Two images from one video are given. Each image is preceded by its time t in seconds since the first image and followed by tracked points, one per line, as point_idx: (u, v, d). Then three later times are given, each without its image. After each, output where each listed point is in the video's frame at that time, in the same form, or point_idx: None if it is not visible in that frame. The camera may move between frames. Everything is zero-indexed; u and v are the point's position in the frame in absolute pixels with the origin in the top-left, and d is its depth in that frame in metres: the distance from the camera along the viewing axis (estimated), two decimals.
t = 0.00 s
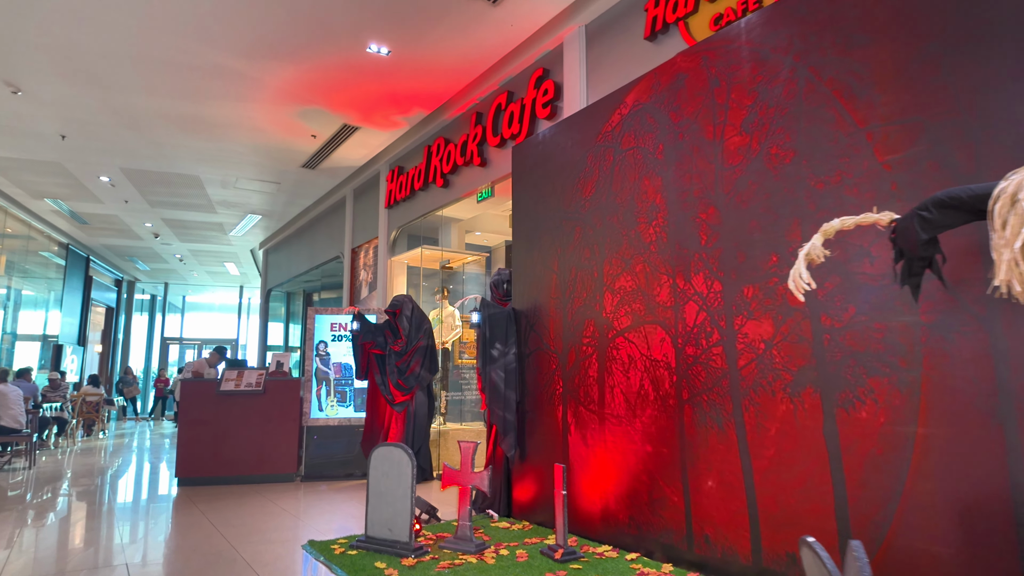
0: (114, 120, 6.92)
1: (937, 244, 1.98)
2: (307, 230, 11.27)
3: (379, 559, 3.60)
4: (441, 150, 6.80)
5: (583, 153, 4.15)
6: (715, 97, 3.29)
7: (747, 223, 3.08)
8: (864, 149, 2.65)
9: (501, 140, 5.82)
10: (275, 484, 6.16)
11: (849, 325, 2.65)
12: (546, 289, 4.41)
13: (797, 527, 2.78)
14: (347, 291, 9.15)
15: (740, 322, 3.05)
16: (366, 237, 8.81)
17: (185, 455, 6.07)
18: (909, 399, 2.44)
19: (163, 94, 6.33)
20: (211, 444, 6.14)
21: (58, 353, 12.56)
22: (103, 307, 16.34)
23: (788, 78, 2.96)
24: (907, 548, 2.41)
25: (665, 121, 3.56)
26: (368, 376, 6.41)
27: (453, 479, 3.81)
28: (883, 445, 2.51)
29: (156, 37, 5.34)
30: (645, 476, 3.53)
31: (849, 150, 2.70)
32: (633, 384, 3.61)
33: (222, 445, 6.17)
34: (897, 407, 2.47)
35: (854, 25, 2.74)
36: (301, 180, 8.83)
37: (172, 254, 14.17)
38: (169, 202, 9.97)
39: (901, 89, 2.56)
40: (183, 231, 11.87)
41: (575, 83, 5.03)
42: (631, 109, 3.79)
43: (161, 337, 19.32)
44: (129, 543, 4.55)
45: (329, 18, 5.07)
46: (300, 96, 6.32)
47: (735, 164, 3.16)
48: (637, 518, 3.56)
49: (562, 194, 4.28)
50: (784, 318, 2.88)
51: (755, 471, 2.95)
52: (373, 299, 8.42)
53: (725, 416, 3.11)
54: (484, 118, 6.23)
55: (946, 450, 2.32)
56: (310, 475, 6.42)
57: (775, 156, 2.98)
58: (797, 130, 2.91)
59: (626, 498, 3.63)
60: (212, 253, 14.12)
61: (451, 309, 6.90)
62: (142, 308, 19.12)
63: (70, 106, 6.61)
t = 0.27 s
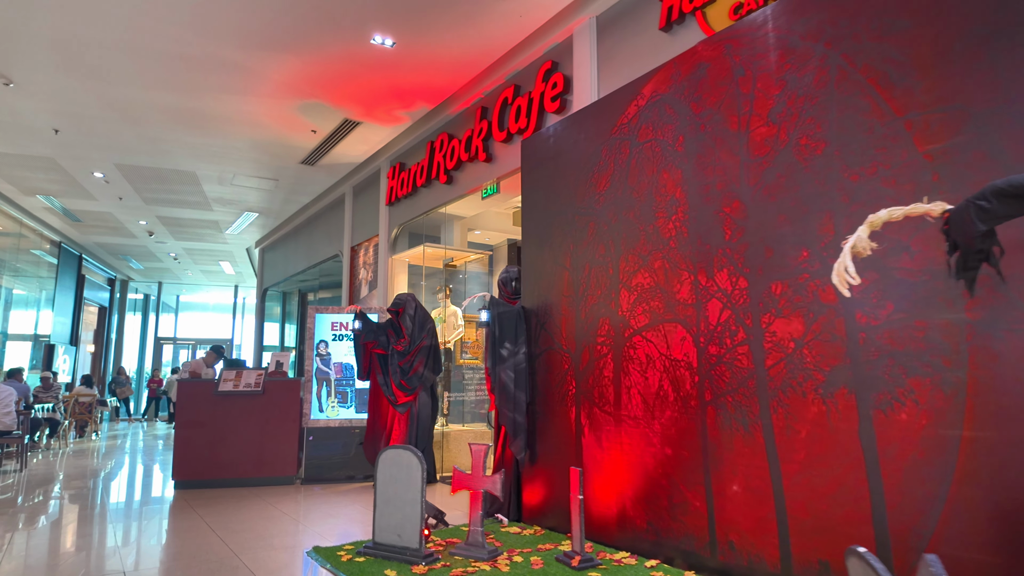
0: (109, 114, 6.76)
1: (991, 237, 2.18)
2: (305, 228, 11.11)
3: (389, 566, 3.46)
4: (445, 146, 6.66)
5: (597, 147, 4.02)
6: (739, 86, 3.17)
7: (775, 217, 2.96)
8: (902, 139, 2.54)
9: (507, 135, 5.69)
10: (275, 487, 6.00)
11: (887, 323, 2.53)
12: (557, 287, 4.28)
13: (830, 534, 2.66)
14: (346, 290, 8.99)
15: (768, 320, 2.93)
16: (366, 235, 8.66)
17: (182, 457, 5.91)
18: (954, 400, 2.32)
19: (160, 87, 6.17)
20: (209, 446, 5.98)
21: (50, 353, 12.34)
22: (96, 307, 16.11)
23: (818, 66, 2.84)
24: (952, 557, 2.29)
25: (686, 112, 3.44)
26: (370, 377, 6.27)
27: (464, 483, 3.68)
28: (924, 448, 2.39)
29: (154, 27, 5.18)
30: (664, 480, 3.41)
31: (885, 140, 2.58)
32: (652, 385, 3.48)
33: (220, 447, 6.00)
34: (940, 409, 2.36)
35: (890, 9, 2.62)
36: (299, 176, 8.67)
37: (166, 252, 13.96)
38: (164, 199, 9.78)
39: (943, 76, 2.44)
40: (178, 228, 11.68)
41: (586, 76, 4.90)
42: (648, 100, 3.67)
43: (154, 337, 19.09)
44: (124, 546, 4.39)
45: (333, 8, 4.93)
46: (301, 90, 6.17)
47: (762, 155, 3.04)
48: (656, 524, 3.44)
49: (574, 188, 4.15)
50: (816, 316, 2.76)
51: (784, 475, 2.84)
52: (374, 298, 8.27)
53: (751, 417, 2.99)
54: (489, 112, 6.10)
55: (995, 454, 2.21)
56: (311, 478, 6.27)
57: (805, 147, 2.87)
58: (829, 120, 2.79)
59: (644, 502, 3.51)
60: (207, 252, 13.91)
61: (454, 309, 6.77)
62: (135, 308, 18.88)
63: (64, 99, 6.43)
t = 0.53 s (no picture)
0: (104, 109, 6.59)
1: None
2: (301, 228, 10.95)
3: None
4: (449, 144, 6.53)
5: (612, 143, 3.91)
6: (766, 80, 3.06)
7: (805, 215, 2.85)
8: (944, 134, 2.43)
9: (514, 132, 5.57)
10: (274, 492, 5.85)
11: (929, 326, 2.43)
12: (570, 287, 4.16)
13: (866, 546, 2.55)
14: (344, 291, 8.83)
15: (799, 323, 2.83)
16: (365, 235, 8.51)
17: (179, 462, 5.75)
18: (1003, 407, 2.22)
19: (158, 82, 6.01)
20: (207, 450, 5.82)
21: (40, 353, 12.12)
22: (87, 307, 15.86)
23: (853, 57, 2.73)
24: (1001, 571, 2.19)
25: (708, 106, 3.33)
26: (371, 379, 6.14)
27: (476, 490, 3.54)
28: (970, 457, 2.29)
29: (152, 19, 5.03)
30: (685, 488, 3.29)
31: (926, 135, 2.48)
32: (672, 389, 3.37)
33: (218, 451, 5.84)
34: (988, 416, 2.25)
35: None
36: (297, 174, 8.52)
37: (159, 252, 13.74)
38: (158, 197, 9.60)
39: (989, 68, 2.33)
40: (172, 227, 11.48)
41: (597, 71, 4.79)
42: (668, 94, 3.56)
43: (146, 338, 18.85)
44: (119, 554, 4.22)
45: None
46: (302, 85, 6.02)
47: (792, 151, 2.93)
48: (676, 533, 3.32)
49: (589, 186, 4.02)
50: (851, 318, 2.66)
51: (817, 483, 2.73)
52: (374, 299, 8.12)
53: (780, 423, 2.88)
54: (495, 109, 5.97)
55: None
56: (311, 483, 6.12)
57: (838, 142, 2.76)
58: (864, 114, 2.68)
59: (663, 510, 3.39)
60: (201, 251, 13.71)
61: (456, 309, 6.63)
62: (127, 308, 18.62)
63: (57, 93, 6.25)
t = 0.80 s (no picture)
0: (98, 104, 6.41)
1: None
2: (297, 227, 10.80)
3: None
4: (451, 141, 6.39)
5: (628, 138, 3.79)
6: (793, 71, 2.96)
7: (836, 211, 2.75)
8: (988, 126, 2.33)
9: (520, 129, 5.44)
10: (273, 497, 5.69)
11: (972, 327, 2.32)
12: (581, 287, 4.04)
13: (904, 556, 2.44)
14: (343, 291, 8.68)
15: (829, 323, 2.73)
16: (364, 234, 8.37)
17: (175, 466, 5.58)
18: None
19: (153, 75, 5.84)
20: (203, 454, 5.65)
21: (30, 354, 11.87)
22: (77, 307, 15.60)
23: (888, 47, 2.62)
24: None
25: (731, 99, 3.22)
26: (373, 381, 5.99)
27: (488, 497, 3.39)
28: (1018, 463, 2.19)
29: (149, 9, 4.86)
30: (706, 494, 3.17)
31: (969, 128, 2.37)
32: (693, 392, 3.25)
33: (215, 455, 5.68)
34: None
35: None
36: (295, 172, 8.36)
37: (152, 251, 13.53)
38: (152, 195, 9.40)
39: None
40: (165, 226, 11.28)
41: (608, 66, 4.68)
42: (687, 88, 3.45)
43: (137, 338, 18.60)
44: (113, 562, 4.05)
45: None
46: (303, 79, 5.87)
47: (821, 145, 2.83)
48: (697, 541, 3.20)
49: (603, 182, 3.90)
50: (887, 319, 2.55)
51: (849, 490, 2.62)
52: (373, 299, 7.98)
53: (809, 428, 2.77)
54: (500, 105, 5.85)
55: None
56: (310, 487, 5.96)
57: (871, 135, 2.66)
58: (900, 106, 2.58)
59: (682, 517, 3.28)
60: (194, 250, 13.51)
61: (457, 309, 6.60)
62: (118, 308, 18.36)
63: (49, 87, 6.07)
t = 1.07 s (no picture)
0: (89, 97, 6.22)
1: None
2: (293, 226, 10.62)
3: None
4: (453, 136, 6.24)
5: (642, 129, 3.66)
6: (821, 57, 2.83)
7: (869, 203, 2.62)
8: None
9: (526, 123, 5.30)
10: (270, 502, 5.52)
11: (1019, 322, 2.20)
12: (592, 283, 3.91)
13: (946, 565, 2.32)
14: (340, 290, 8.51)
15: (862, 320, 2.60)
16: (362, 232, 8.21)
17: (169, 470, 5.40)
18: None
19: (147, 67, 5.67)
20: (198, 457, 5.48)
21: (18, 355, 11.62)
22: (67, 307, 15.34)
23: (925, 31, 2.50)
24: None
25: (754, 88, 3.09)
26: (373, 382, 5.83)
27: (500, 502, 3.24)
28: None
29: None
30: (728, 500, 3.04)
31: (1015, 113, 2.25)
32: (713, 392, 3.12)
33: (210, 458, 5.50)
34: None
35: None
36: (292, 168, 8.19)
37: (144, 250, 13.31)
38: (144, 192, 9.20)
39: None
40: (158, 224, 11.07)
41: (618, 57, 4.54)
42: (706, 76, 3.32)
43: (128, 339, 18.33)
44: (103, 569, 3.87)
45: None
46: (302, 71, 5.71)
47: (852, 134, 2.70)
48: (718, 548, 3.06)
49: (616, 175, 3.77)
50: (925, 315, 2.43)
51: (885, 494, 2.50)
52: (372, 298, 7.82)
53: (841, 429, 2.64)
54: (505, 99, 5.71)
55: None
56: (308, 491, 5.79)
57: (907, 123, 2.54)
58: (939, 92, 2.46)
59: (702, 523, 3.14)
60: (187, 250, 13.29)
61: (456, 309, 6.54)
62: (109, 309, 18.09)
63: (38, 79, 5.89)
